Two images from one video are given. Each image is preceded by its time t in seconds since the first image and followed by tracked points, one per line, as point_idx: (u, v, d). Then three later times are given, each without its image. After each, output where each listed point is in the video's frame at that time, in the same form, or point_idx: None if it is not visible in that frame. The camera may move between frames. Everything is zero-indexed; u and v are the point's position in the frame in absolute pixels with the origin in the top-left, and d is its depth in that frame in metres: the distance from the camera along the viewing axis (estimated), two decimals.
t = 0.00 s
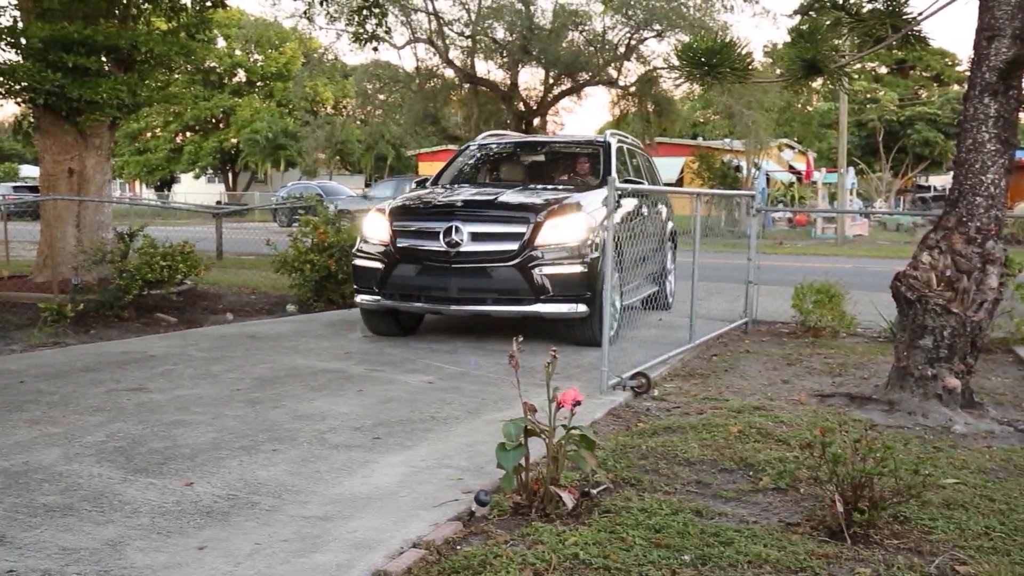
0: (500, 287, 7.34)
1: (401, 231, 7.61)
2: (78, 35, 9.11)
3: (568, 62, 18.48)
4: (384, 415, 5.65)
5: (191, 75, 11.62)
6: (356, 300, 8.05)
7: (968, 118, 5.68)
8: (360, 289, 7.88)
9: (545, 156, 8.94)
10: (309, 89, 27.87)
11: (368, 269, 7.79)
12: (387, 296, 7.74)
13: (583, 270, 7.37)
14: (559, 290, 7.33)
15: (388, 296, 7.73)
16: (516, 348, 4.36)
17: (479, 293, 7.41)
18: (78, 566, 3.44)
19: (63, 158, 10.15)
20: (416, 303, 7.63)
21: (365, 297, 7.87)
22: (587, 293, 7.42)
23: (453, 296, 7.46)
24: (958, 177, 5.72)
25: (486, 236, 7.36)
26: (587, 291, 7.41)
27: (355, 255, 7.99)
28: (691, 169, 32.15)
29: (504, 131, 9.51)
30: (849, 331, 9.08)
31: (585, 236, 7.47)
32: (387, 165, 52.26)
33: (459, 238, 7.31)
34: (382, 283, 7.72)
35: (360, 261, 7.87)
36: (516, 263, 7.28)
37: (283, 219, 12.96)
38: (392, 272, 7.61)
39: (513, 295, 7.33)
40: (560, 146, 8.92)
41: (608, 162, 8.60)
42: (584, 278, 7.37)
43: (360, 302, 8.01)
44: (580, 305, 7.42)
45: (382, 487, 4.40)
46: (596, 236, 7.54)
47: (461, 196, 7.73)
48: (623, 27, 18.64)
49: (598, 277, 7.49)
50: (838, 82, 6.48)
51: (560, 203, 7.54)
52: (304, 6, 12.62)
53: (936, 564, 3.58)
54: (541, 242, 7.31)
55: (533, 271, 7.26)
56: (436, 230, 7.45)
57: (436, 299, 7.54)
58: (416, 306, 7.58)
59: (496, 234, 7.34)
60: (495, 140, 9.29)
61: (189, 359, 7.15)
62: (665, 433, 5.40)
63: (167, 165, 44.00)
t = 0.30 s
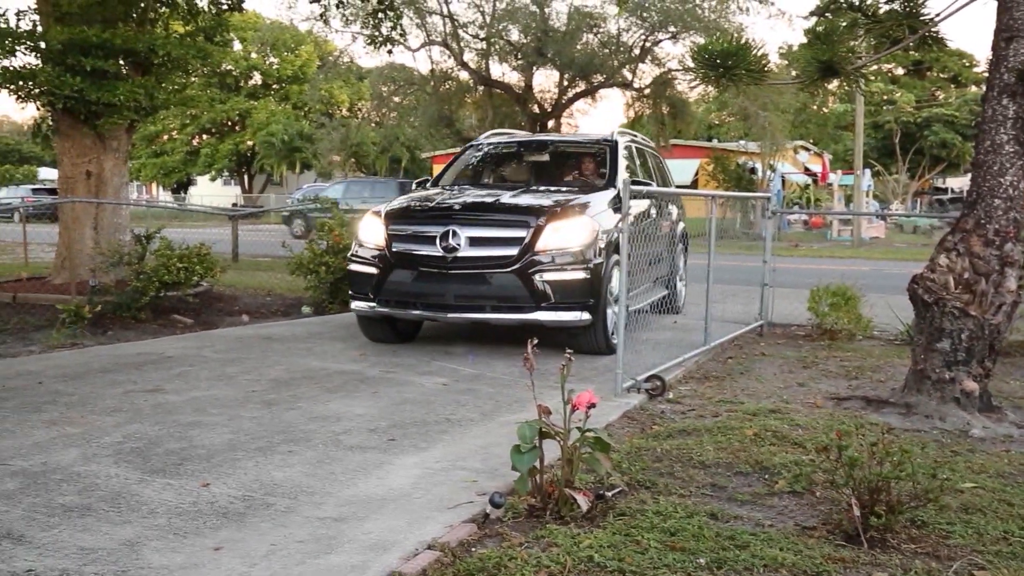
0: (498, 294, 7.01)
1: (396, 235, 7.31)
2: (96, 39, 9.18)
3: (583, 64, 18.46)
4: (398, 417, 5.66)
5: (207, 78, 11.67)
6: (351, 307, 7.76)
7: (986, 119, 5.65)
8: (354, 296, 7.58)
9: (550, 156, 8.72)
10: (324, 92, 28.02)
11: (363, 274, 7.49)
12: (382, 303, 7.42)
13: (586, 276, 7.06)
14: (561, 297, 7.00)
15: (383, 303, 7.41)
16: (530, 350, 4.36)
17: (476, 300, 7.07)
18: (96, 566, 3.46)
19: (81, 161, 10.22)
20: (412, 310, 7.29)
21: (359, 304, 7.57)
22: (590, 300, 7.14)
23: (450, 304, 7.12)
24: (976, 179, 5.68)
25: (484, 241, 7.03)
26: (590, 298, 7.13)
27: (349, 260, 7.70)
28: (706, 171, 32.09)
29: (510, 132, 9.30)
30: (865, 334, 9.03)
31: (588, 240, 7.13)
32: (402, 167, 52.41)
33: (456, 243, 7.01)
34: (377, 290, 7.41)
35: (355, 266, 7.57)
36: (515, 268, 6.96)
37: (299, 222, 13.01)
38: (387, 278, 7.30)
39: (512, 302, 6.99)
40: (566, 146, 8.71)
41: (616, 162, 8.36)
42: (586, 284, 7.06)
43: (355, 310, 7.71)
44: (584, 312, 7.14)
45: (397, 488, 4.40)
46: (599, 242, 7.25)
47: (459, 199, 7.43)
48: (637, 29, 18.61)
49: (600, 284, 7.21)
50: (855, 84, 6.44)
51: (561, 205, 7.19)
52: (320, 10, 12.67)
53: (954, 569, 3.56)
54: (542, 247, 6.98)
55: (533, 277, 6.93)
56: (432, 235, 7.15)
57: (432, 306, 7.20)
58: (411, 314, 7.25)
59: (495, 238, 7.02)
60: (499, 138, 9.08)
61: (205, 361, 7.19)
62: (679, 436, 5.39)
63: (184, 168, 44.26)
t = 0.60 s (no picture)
0: (493, 300, 6.73)
1: (388, 238, 7.06)
2: (111, 41, 9.23)
3: (595, 65, 18.45)
4: (410, 418, 5.66)
5: (222, 80, 11.72)
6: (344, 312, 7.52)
7: (1002, 120, 5.62)
8: (346, 301, 7.33)
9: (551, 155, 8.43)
10: (337, 93, 28.13)
11: (355, 279, 7.25)
12: (374, 309, 7.17)
13: (585, 281, 6.78)
14: (559, 303, 6.72)
15: (375, 309, 7.16)
16: (542, 353, 4.36)
17: (471, 307, 6.80)
18: (110, 566, 3.48)
19: (96, 163, 10.29)
20: (404, 316, 7.04)
21: (351, 310, 7.32)
22: (589, 306, 6.84)
23: (443, 310, 6.86)
24: (991, 180, 5.66)
25: (478, 245, 6.76)
26: (588, 304, 6.83)
27: (341, 264, 7.46)
28: (719, 172, 32.02)
29: (513, 129, 9.01)
30: (879, 336, 8.98)
31: (588, 242, 6.84)
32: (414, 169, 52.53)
33: (450, 247, 6.74)
34: (369, 295, 7.16)
35: (347, 271, 7.31)
36: (511, 273, 6.68)
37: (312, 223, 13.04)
38: (379, 283, 7.05)
39: (508, 309, 6.72)
40: (568, 145, 8.42)
41: (620, 162, 8.07)
42: (586, 290, 6.78)
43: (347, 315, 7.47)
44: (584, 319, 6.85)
45: (409, 490, 4.41)
46: (600, 245, 6.95)
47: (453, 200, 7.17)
48: (650, 30, 18.58)
49: (599, 289, 6.90)
50: (869, 85, 6.41)
51: (560, 207, 6.91)
52: (333, 12, 12.70)
53: (969, 573, 3.54)
54: (540, 251, 6.70)
55: (529, 282, 6.65)
56: (425, 238, 6.88)
57: (426, 313, 6.95)
58: (404, 320, 7.00)
59: (489, 242, 6.74)
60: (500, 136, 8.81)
61: (219, 362, 7.22)
62: (691, 438, 5.37)
63: (197, 169, 44.48)
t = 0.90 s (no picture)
0: (486, 305, 6.56)
1: (378, 240, 6.87)
2: (125, 43, 9.27)
3: (607, 65, 18.44)
4: (422, 419, 5.67)
5: (234, 81, 11.76)
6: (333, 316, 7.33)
7: (1017, 120, 5.60)
8: (336, 305, 7.16)
9: (552, 154, 8.35)
10: (349, 94, 28.20)
11: (345, 282, 7.07)
12: (364, 314, 7.00)
13: (582, 285, 6.61)
14: (555, 308, 6.55)
15: (365, 314, 6.99)
16: (553, 354, 4.35)
17: (462, 312, 6.62)
18: (124, 564, 3.50)
19: (110, 164, 10.35)
20: (395, 322, 6.86)
21: (341, 314, 7.14)
22: (588, 311, 6.67)
23: (435, 316, 6.68)
24: (1005, 180, 5.65)
25: (471, 247, 6.58)
26: (587, 310, 6.66)
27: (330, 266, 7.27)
28: (730, 173, 31.95)
29: (512, 125, 8.91)
30: (892, 337, 8.95)
31: (585, 244, 6.68)
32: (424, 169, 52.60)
33: (442, 249, 6.56)
34: (358, 299, 6.98)
35: (337, 274, 7.13)
36: (505, 277, 6.50)
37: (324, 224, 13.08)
38: (369, 286, 6.88)
39: (502, 314, 6.55)
40: (570, 143, 8.34)
41: (622, 161, 7.99)
42: (582, 294, 6.61)
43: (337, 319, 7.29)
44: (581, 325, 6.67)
45: (421, 490, 4.41)
46: (598, 248, 6.78)
47: (445, 201, 6.99)
48: (662, 30, 18.57)
49: (598, 293, 6.74)
50: (882, 85, 6.38)
51: (557, 209, 6.74)
52: (345, 12, 12.73)
53: None
54: (535, 253, 6.53)
55: (524, 286, 6.48)
56: (416, 240, 6.69)
57: (417, 318, 6.77)
58: (394, 326, 6.83)
59: (482, 244, 6.56)
60: (500, 134, 8.72)
61: (231, 361, 7.24)
62: (703, 439, 5.36)
63: (210, 170, 44.65)
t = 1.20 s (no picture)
0: (478, 310, 6.36)
1: (367, 243, 6.68)
2: (140, 44, 9.31)
3: (620, 66, 18.44)
4: (435, 419, 5.67)
5: (248, 82, 11.80)
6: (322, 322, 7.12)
7: None
8: (324, 310, 6.96)
9: (553, 151, 8.10)
10: (362, 95, 28.28)
11: (333, 285, 6.86)
12: (353, 319, 6.79)
13: (578, 289, 6.39)
14: (550, 313, 6.34)
15: (353, 319, 6.78)
16: (565, 356, 4.34)
17: (453, 317, 6.41)
18: (139, 562, 3.52)
19: (125, 164, 10.41)
20: (384, 327, 6.64)
21: (329, 320, 6.93)
22: (584, 316, 6.44)
23: (425, 322, 6.48)
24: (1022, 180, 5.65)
25: (461, 250, 6.38)
26: (583, 315, 6.43)
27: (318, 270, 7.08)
28: (744, 173, 31.87)
29: (512, 123, 8.67)
30: (906, 338, 8.90)
31: (581, 247, 6.46)
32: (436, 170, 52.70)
33: (432, 251, 6.37)
34: (346, 304, 6.78)
35: (325, 278, 6.92)
36: (497, 281, 6.31)
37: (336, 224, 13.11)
38: (357, 291, 6.68)
39: (494, 320, 6.34)
40: (570, 140, 8.09)
41: (625, 158, 7.73)
42: (578, 299, 6.38)
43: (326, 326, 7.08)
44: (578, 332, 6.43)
45: (433, 490, 4.42)
46: (595, 250, 6.56)
47: (437, 202, 6.80)
48: (675, 30, 18.53)
49: (596, 297, 6.50)
50: (898, 85, 6.35)
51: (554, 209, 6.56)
52: (358, 13, 12.75)
53: None
54: (528, 256, 6.32)
55: (517, 291, 6.27)
56: (405, 243, 6.50)
57: (406, 323, 6.56)
58: (384, 332, 6.63)
59: (473, 247, 6.37)
60: (500, 131, 8.48)
61: (245, 361, 7.27)
62: (717, 440, 5.35)
63: (223, 170, 44.86)
